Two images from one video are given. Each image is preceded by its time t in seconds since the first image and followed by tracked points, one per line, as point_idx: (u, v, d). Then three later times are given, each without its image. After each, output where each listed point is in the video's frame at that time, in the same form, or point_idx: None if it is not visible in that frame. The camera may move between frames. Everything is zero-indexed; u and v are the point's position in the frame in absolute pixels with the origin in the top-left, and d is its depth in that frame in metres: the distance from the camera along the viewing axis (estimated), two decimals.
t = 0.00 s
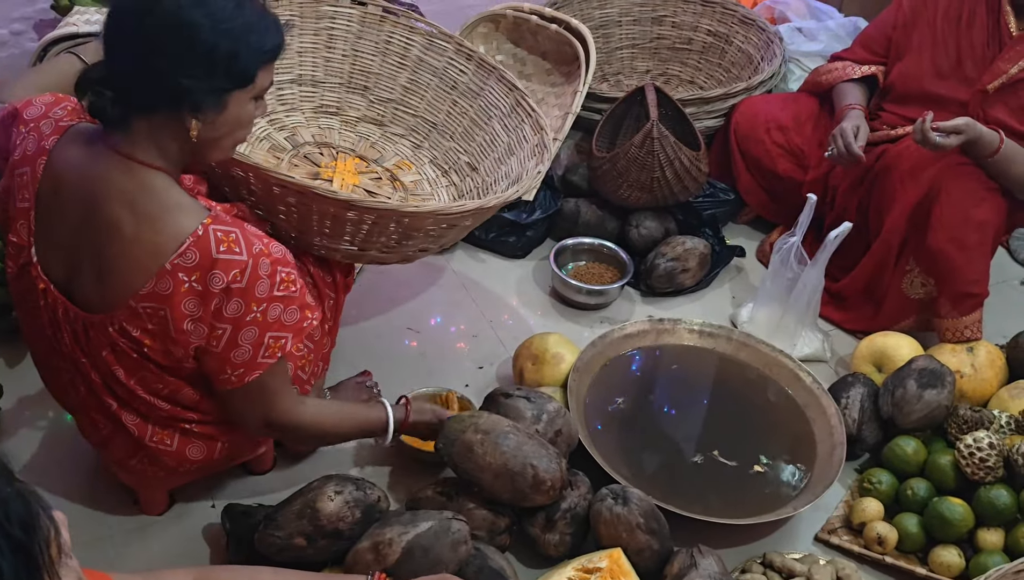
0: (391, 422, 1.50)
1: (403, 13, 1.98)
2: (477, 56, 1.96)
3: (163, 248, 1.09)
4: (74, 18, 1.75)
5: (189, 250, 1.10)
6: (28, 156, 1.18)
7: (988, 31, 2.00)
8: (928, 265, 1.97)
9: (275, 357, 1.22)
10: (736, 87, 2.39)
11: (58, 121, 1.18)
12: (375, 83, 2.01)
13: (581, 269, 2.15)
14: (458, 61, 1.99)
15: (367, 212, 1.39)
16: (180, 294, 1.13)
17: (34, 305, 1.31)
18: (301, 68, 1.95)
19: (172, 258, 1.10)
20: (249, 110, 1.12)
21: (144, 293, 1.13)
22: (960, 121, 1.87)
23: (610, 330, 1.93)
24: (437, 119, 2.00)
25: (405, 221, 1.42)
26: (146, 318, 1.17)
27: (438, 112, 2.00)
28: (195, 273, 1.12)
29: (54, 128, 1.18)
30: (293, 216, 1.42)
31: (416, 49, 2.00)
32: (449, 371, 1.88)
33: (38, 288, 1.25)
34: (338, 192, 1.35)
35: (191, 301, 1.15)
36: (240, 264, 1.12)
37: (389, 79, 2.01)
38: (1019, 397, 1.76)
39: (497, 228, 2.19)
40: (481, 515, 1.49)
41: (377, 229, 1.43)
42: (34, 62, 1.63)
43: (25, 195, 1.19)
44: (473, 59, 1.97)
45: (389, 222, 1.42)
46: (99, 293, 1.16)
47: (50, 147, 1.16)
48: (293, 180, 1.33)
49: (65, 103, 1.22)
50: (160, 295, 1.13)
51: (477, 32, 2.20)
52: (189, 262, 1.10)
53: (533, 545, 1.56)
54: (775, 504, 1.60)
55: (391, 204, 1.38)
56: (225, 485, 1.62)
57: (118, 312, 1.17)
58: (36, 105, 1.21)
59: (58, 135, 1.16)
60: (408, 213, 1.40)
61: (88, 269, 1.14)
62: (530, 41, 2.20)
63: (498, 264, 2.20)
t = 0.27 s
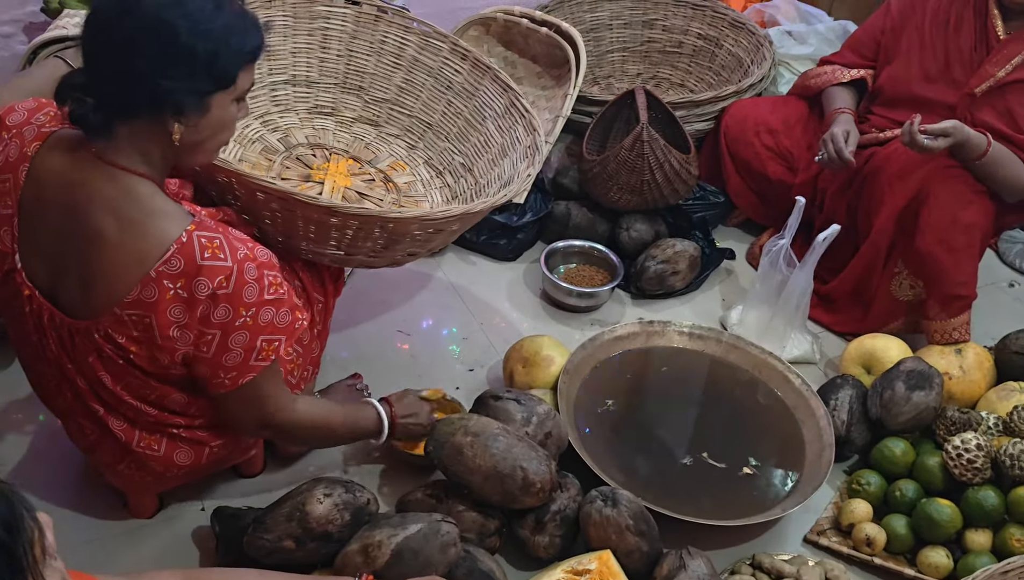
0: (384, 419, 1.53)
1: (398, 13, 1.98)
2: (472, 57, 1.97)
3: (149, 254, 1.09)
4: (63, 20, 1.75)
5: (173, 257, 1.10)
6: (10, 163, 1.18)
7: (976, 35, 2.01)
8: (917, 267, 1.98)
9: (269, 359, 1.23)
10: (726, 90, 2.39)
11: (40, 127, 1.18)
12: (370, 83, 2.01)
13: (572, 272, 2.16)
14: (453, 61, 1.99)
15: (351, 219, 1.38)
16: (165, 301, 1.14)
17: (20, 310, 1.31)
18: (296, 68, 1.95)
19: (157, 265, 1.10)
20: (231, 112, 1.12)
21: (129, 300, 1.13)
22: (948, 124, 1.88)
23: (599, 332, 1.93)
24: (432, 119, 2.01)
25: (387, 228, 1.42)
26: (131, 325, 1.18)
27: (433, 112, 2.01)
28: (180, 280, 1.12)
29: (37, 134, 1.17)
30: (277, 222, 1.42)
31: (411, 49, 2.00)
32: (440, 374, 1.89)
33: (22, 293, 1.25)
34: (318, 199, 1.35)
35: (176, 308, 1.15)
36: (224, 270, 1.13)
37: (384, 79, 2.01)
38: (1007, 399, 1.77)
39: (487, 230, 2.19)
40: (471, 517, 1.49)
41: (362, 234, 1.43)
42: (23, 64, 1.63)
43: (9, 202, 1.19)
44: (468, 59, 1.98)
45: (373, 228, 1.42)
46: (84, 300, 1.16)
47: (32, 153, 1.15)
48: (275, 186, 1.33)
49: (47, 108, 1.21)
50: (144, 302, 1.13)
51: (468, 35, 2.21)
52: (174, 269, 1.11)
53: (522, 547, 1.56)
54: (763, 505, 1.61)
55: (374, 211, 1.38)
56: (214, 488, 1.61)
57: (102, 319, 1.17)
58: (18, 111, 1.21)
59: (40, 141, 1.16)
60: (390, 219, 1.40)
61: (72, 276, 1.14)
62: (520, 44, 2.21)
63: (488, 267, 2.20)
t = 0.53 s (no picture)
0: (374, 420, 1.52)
1: (387, 13, 1.98)
2: (462, 57, 1.97)
3: (144, 254, 1.09)
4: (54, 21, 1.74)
5: (171, 255, 1.10)
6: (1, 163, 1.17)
7: (968, 35, 2.01)
8: (910, 267, 1.98)
9: (272, 354, 1.22)
10: (719, 90, 2.39)
11: (31, 128, 1.17)
12: (360, 84, 2.01)
13: (566, 272, 2.16)
14: (442, 61, 1.99)
15: (346, 217, 1.38)
16: (163, 300, 1.13)
17: (12, 310, 1.31)
18: (285, 69, 1.95)
19: (154, 264, 1.10)
20: (223, 107, 1.12)
21: (126, 300, 1.13)
22: (941, 124, 1.89)
23: (593, 332, 1.93)
24: (422, 119, 2.00)
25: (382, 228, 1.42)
26: (128, 325, 1.17)
27: (423, 112, 2.01)
28: (178, 278, 1.12)
29: (29, 135, 1.17)
30: (271, 221, 1.42)
31: (401, 49, 2.00)
32: (433, 374, 1.88)
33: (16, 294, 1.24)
34: (315, 198, 1.34)
35: (175, 306, 1.15)
36: (223, 267, 1.12)
37: (373, 80, 2.01)
38: (1000, 398, 1.77)
39: (481, 230, 2.19)
40: (464, 517, 1.49)
41: (357, 234, 1.43)
42: (15, 64, 1.63)
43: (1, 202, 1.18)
44: (458, 60, 1.98)
45: (367, 227, 1.42)
46: (77, 300, 1.16)
47: (24, 154, 1.15)
48: (268, 184, 1.32)
49: (39, 109, 1.21)
50: (142, 301, 1.13)
51: (461, 35, 2.21)
52: (172, 267, 1.10)
53: (515, 547, 1.56)
54: (757, 505, 1.61)
55: (369, 209, 1.38)
56: (207, 489, 1.61)
57: (97, 320, 1.17)
58: (10, 111, 1.21)
59: (32, 142, 1.16)
60: (386, 218, 1.40)
61: (65, 276, 1.14)
62: (514, 44, 2.21)
63: (482, 267, 2.20)
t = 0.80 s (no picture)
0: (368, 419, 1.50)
1: (384, 14, 1.98)
2: (458, 57, 1.97)
3: (134, 256, 1.09)
4: (49, 20, 1.74)
5: (159, 260, 1.10)
6: None
7: (964, 35, 2.01)
8: (906, 266, 1.99)
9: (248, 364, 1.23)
10: (715, 90, 2.40)
11: (27, 126, 1.17)
12: (356, 84, 2.01)
13: (562, 272, 2.16)
14: (439, 62, 1.99)
15: (343, 215, 1.38)
16: (149, 303, 1.13)
17: (6, 309, 1.30)
18: (282, 69, 1.94)
19: (143, 267, 1.10)
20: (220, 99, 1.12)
21: (115, 302, 1.13)
22: (936, 123, 1.89)
23: (589, 332, 1.93)
24: (418, 120, 2.00)
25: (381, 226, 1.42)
26: (116, 327, 1.18)
27: (419, 113, 2.01)
28: (165, 283, 1.12)
29: (24, 133, 1.17)
30: (269, 219, 1.41)
31: (398, 50, 2.00)
32: (429, 374, 1.88)
33: (9, 293, 1.24)
34: (311, 196, 1.34)
35: (161, 310, 1.15)
36: (210, 273, 1.12)
37: (370, 80, 2.01)
38: (995, 397, 1.78)
39: (477, 230, 2.19)
40: (459, 517, 1.48)
41: (354, 232, 1.43)
42: (9, 64, 1.62)
43: None
44: (454, 60, 1.98)
45: (364, 225, 1.42)
46: (69, 300, 1.15)
47: (19, 152, 1.15)
48: (266, 182, 1.32)
49: (35, 107, 1.21)
50: (130, 304, 1.13)
51: (457, 35, 2.21)
52: (159, 271, 1.11)
53: (511, 547, 1.56)
54: (753, 505, 1.61)
55: (367, 206, 1.38)
56: (202, 489, 1.61)
57: (87, 321, 1.17)
58: (6, 109, 1.21)
59: (27, 140, 1.16)
60: (383, 216, 1.40)
61: (58, 276, 1.14)
62: (511, 44, 2.21)
63: (478, 267, 2.20)
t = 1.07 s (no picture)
0: (392, 338, 1.36)
1: (385, 10, 1.99)
2: (460, 54, 1.97)
3: (127, 251, 1.09)
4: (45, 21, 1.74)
5: (149, 251, 1.10)
6: None
7: (960, 37, 2.02)
8: (902, 267, 1.99)
9: (256, 354, 1.20)
10: (712, 91, 2.41)
11: (21, 125, 1.18)
12: (358, 80, 2.01)
13: (560, 273, 2.16)
14: (441, 57, 2.00)
15: (336, 222, 1.38)
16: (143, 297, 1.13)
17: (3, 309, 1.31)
18: (283, 66, 1.95)
19: (134, 260, 1.10)
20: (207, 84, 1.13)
21: (108, 298, 1.14)
22: (932, 124, 1.90)
23: (586, 332, 1.94)
24: (420, 116, 2.01)
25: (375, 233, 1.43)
26: (112, 322, 1.18)
27: (421, 110, 2.01)
28: (157, 275, 1.12)
29: (19, 132, 1.18)
30: (263, 224, 1.42)
31: (399, 46, 2.01)
32: (427, 374, 1.89)
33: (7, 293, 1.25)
34: (303, 204, 1.35)
35: (155, 306, 1.15)
36: (201, 263, 1.12)
37: (372, 76, 2.01)
38: (991, 397, 1.78)
39: (475, 231, 2.19)
40: (457, 516, 1.49)
41: (348, 237, 1.43)
42: (7, 64, 1.62)
43: None
44: (456, 56, 1.98)
45: (358, 232, 1.42)
46: (65, 298, 1.16)
47: (13, 150, 1.16)
48: (257, 191, 1.33)
49: (29, 107, 1.22)
50: (124, 298, 1.13)
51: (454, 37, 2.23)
52: (150, 263, 1.11)
53: (509, 547, 1.56)
54: (749, 505, 1.61)
55: (359, 214, 1.38)
56: (200, 489, 1.61)
57: (83, 317, 1.17)
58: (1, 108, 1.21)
59: (21, 138, 1.17)
60: (375, 224, 1.40)
61: (54, 275, 1.14)
62: (508, 46, 2.22)
63: (476, 267, 2.20)
